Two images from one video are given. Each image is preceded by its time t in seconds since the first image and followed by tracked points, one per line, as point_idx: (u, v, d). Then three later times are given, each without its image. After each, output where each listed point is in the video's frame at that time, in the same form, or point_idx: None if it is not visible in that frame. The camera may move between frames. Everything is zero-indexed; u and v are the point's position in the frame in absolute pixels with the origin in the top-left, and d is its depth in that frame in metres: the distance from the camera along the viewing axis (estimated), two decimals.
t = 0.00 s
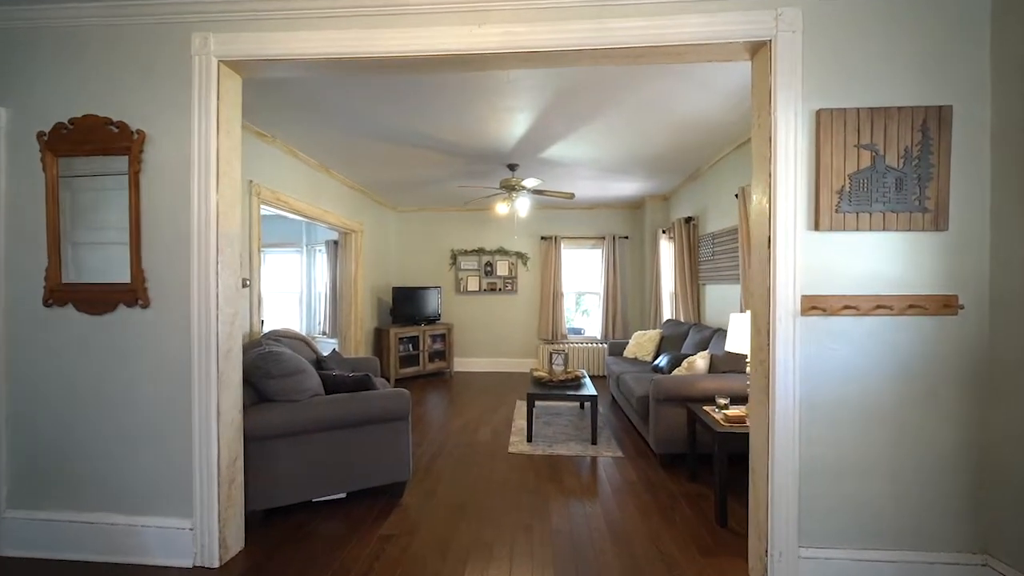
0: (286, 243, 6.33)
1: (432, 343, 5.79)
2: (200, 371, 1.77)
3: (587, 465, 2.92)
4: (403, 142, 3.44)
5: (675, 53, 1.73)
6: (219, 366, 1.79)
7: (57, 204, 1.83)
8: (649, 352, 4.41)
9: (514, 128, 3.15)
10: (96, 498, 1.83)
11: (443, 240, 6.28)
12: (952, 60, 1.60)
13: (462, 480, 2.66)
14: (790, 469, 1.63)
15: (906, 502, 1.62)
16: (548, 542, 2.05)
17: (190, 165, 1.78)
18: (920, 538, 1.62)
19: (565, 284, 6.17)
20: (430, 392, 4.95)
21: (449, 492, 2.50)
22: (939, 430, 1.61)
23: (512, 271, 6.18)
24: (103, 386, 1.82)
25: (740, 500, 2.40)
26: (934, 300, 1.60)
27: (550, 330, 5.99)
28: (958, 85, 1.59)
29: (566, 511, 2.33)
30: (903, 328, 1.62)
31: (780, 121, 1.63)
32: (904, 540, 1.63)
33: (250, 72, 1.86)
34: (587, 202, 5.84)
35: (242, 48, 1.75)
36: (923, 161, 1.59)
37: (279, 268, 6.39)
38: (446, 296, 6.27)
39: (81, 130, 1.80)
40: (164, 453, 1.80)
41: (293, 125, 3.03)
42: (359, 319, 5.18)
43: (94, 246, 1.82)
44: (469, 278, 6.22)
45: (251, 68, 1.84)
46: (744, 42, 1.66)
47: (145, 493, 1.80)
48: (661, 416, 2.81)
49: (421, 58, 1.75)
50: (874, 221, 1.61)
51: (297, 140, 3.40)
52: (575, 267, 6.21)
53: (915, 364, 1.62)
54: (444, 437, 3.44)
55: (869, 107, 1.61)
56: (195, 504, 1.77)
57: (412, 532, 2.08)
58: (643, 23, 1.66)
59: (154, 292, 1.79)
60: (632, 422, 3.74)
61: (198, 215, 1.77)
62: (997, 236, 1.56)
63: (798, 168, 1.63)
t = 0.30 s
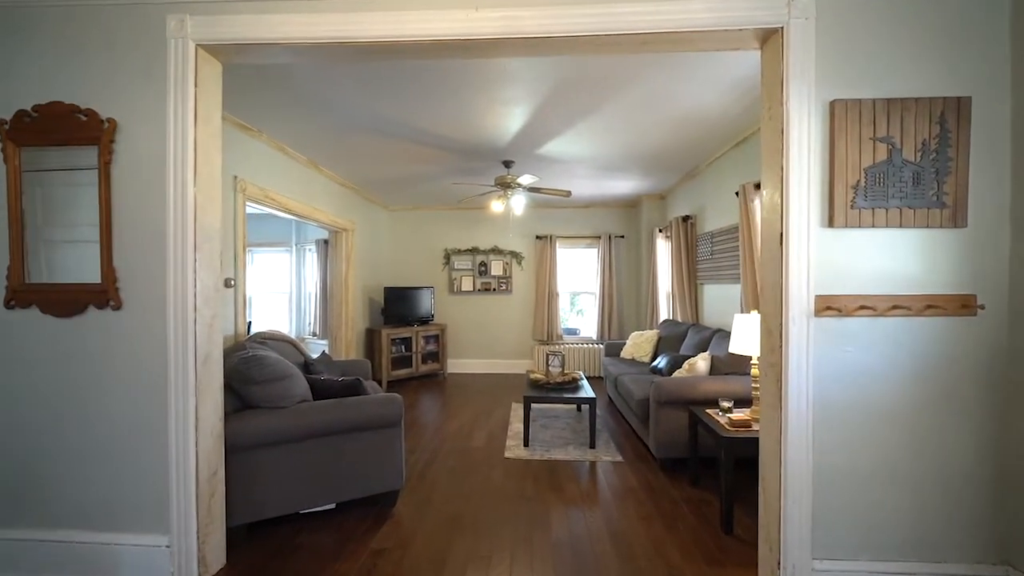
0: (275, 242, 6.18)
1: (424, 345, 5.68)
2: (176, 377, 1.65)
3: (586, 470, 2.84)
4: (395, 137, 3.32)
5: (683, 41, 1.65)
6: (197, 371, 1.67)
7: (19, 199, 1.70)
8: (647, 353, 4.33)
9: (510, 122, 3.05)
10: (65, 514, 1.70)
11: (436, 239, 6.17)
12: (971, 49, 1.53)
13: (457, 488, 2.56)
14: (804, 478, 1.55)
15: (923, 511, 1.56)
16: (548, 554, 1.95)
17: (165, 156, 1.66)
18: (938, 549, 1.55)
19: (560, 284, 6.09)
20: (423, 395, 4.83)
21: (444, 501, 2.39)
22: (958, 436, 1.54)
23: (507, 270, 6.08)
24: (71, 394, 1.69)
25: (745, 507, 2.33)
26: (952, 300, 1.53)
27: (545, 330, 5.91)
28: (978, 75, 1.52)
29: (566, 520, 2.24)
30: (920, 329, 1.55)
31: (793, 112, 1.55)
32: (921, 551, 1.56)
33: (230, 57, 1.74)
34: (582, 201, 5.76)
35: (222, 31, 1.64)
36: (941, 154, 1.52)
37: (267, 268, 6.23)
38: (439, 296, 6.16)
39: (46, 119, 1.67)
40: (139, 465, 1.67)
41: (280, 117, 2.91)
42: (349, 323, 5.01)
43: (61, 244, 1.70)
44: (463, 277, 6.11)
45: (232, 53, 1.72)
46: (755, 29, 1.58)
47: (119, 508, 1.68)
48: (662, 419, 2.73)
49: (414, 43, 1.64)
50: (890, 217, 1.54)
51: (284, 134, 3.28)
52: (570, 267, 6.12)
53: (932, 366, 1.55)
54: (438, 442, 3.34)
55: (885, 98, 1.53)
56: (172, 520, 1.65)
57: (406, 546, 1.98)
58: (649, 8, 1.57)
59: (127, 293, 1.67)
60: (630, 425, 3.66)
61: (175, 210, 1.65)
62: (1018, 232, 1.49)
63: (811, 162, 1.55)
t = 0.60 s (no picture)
0: (267, 242, 6.05)
1: (420, 346, 5.59)
2: (157, 383, 1.55)
3: (587, 476, 2.76)
4: (390, 132, 3.23)
5: (694, 29, 1.57)
6: (179, 377, 1.57)
7: None
8: (647, 354, 4.27)
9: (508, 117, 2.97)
10: (38, 529, 1.59)
11: (432, 238, 6.07)
12: (995, 38, 1.46)
13: (455, 495, 2.47)
14: (820, 487, 1.48)
15: (945, 520, 1.49)
16: (552, 566, 1.87)
17: (146, 148, 1.56)
18: (960, 561, 1.48)
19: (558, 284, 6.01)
20: (418, 397, 4.74)
21: (442, 510, 2.31)
22: (980, 443, 1.48)
23: (504, 270, 5.99)
24: (45, 402, 1.59)
25: (752, 516, 2.26)
26: (975, 300, 1.46)
27: (543, 331, 5.83)
28: (1002, 65, 1.46)
29: (569, 529, 2.15)
30: (941, 331, 1.48)
31: (809, 103, 1.48)
32: (942, 563, 1.49)
33: (214, 43, 1.64)
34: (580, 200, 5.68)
35: (205, 15, 1.54)
36: (963, 148, 1.45)
37: (259, 268, 6.11)
38: (435, 296, 6.06)
39: (16, 108, 1.56)
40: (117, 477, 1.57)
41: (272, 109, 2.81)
42: (343, 321, 4.90)
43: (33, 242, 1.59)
44: (459, 277, 6.02)
45: (217, 39, 1.62)
46: (770, 16, 1.51)
47: (95, 523, 1.58)
48: (665, 423, 2.66)
49: (410, 29, 1.55)
50: (910, 214, 1.47)
51: (276, 129, 3.17)
52: (568, 267, 6.05)
53: (954, 370, 1.48)
54: (434, 446, 3.25)
55: (905, 89, 1.46)
56: (152, 535, 1.55)
57: (402, 558, 1.89)
58: None
59: (104, 293, 1.57)
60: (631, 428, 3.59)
61: (156, 205, 1.55)
62: None
63: (828, 155, 1.48)
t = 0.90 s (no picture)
0: (261, 241, 5.94)
1: (416, 346, 5.50)
2: (137, 388, 1.46)
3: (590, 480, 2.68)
4: (386, 127, 3.14)
5: (707, 15, 1.49)
6: (161, 380, 1.48)
7: None
8: (648, 355, 4.20)
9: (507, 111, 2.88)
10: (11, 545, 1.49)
11: (428, 237, 5.98)
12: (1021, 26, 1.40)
13: (453, 502, 2.39)
14: (839, 496, 1.41)
15: (970, 530, 1.42)
16: None
17: (126, 137, 1.46)
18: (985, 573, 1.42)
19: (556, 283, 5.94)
20: (415, 399, 4.65)
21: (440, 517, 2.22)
22: (1006, 448, 1.41)
23: (501, 270, 5.91)
24: (18, 409, 1.48)
25: (762, 523, 2.20)
26: (999, 300, 1.40)
27: (540, 331, 5.75)
28: None
29: (572, 537, 2.07)
30: (965, 332, 1.42)
31: (828, 93, 1.41)
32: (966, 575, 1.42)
33: (199, 26, 1.54)
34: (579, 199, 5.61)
35: None
36: (988, 140, 1.39)
37: (252, 268, 5.99)
38: (431, 296, 5.97)
39: None
40: (94, 488, 1.47)
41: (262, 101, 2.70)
42: (337, 324, 4.78)
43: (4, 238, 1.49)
44: (456, 277, 5.93)
45: (202, 23, 1.53)
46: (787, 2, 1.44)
47: (72, 538, 1.48)
48: (670, 426, 2.59)
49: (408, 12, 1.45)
50: (933, 209, 1.40)
51: (267, 122, 3.07)
52: (566, 266, 5.97)
53: (978, 372, 1.42)
54: (431, 450, 3.16)
55: (928, 78, 1.40)
56: (132, 549, 1.46)
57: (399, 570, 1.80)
58: None
59: (81, 292, 1.47)
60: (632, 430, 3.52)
61: (136, 198, 1.46)
62: None
63: (847, 148, 1.41)
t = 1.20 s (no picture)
0: (253, 240, 5.81)
1: (412, 348, 5.41)
2: (113, 396, 1.35)
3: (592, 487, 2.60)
4: (381, 122, 3.04)
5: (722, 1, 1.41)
6: (139, 387, 1.38)
7: None
8: (648, 356, 4.13)
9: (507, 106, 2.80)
10: None
11: (424, 236, 5.88)
12: None
13: (451, 510, 2.30)
14: (861, 507, 1.34)
15: (996, 542, 1.35)
16: None
17: (101, 126, 1.36)
18: None
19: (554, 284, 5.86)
20: (411, 402, 4.56)
21: (438, 528, 2.13)
22: None
23: (498, 269, 5.82)
24: None
25: (770, 532, 2.13)
26: None
27: (538, 332, 5.68)
28: None
29: (576, 548, 1.99)
30: (991, 334, 1.35)
31: (848, 83, 1.34)
32: None
33: (181, 9, 1.44)
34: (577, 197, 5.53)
35: None
36: (1015, 133, 1.32)
37: (244, 268, 5.86)
38: (427, 296, 5.88)
39: None
40: (66, 503, 1.36)
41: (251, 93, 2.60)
42: (331, 326, 4.67)
43: None
44: (452, 277, 5.84)
45: (183, 5, 1.43)
46: None
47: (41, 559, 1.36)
48: (674, 430, 2.52)
49: None
50: (957, 206, 1.34)
51: (258, 116, 2.97)
52: (564, 266, 5.90)
53: (1005, 377, 1.35)
54: (428, 455, 3.07)
55: (953, 68, 1.33)
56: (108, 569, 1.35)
57: None
58: None
59: (52, 293, 1.36)
60: (633, 434, 3.45)
61: (112, 192, 1.36)
62: None
63: (869, 141, 1.34)
